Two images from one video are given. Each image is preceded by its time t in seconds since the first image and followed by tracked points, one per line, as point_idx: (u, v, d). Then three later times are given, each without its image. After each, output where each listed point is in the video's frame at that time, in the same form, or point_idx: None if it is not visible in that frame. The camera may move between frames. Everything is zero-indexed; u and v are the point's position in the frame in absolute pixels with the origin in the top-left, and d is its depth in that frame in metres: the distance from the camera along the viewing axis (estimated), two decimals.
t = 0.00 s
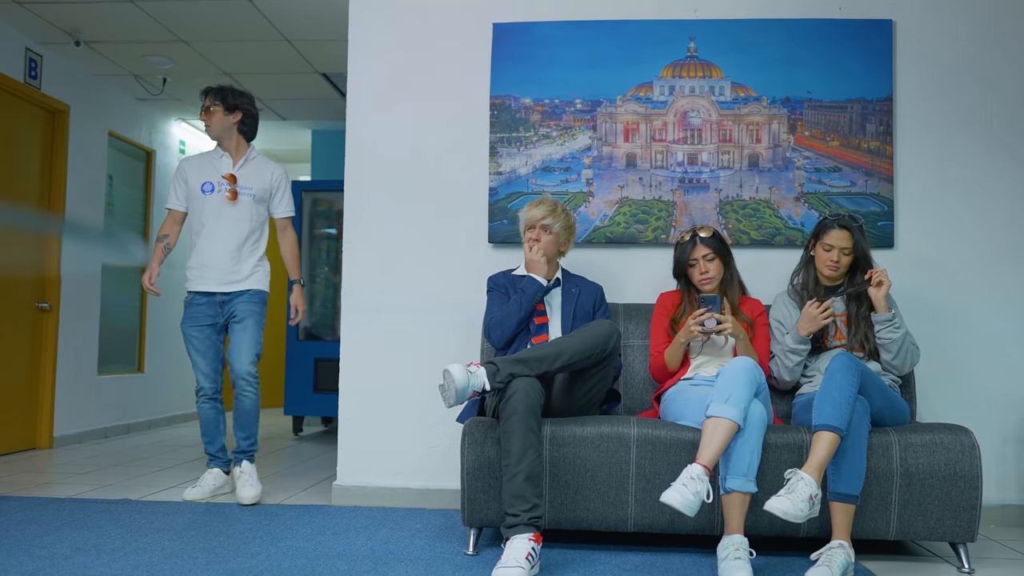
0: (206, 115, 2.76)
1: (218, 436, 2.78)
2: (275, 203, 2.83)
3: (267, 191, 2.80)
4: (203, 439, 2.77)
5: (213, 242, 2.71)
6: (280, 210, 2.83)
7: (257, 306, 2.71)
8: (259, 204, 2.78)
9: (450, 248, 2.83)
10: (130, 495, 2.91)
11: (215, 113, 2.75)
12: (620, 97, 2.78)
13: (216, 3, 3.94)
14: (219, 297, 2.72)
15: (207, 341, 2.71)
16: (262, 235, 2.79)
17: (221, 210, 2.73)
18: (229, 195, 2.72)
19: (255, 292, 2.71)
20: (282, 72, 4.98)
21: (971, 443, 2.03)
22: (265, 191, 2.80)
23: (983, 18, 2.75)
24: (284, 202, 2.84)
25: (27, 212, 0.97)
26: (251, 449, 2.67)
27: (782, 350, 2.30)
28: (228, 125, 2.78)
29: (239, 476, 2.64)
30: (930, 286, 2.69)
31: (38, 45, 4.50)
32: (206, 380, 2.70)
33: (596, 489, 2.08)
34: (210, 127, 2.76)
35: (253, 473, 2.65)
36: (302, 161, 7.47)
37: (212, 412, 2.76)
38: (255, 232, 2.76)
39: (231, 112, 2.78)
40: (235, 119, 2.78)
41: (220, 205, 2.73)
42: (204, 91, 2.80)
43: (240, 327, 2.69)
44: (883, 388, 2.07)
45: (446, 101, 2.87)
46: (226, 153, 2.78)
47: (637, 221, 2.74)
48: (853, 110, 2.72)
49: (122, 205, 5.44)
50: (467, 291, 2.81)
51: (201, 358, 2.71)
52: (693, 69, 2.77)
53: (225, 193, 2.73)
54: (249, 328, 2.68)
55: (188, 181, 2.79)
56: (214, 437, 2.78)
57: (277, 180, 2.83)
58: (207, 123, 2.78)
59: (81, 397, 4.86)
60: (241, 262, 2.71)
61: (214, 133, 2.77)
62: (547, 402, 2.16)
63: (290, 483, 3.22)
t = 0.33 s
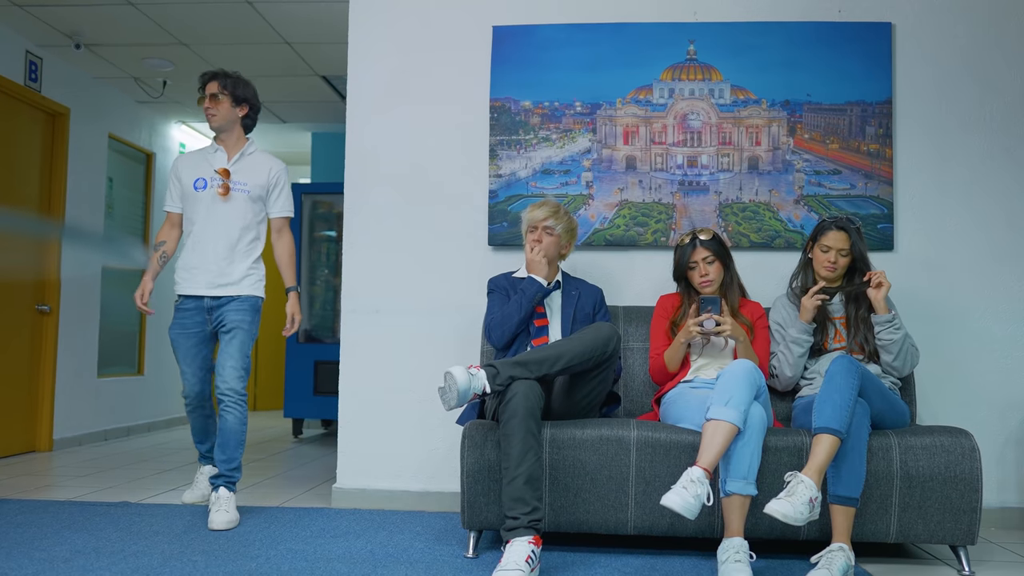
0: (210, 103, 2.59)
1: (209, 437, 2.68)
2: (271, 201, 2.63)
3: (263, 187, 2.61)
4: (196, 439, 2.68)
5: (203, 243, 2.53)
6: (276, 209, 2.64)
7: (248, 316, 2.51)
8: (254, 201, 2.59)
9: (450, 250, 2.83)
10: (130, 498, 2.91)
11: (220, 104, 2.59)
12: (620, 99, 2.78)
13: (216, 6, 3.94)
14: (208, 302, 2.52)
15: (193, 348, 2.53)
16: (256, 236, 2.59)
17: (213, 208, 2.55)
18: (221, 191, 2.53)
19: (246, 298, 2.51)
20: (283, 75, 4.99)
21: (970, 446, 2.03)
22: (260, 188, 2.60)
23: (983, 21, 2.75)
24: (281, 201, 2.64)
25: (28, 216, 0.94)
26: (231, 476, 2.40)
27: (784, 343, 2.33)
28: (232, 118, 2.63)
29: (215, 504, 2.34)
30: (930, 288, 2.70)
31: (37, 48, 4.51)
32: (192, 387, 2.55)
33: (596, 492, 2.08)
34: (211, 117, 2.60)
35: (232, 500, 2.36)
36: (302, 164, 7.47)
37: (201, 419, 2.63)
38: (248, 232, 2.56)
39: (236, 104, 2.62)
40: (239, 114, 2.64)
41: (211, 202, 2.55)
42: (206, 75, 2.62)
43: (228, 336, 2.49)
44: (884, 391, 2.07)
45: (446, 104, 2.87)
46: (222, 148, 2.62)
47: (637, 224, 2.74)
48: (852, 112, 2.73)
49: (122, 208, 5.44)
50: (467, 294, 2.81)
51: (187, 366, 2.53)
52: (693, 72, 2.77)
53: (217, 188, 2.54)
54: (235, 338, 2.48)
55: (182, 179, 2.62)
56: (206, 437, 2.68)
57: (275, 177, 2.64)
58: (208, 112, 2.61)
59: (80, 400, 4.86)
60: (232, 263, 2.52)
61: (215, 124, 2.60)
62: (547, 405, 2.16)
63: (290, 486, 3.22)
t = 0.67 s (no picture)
0: (224, 84, 2.38)
1: (176, 450, 2.30)
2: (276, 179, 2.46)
3: (265, 167, 2.44)
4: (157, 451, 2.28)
5: (207, 232, 2.36)
6: (283, 187, 2.45)
7: (249, 319, 2.38)
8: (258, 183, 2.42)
9: (451, 253, 2.83)
10: (130, 501, 2.91)
11: (236, 88, 2.40)
12: (620, 102, 2.79)
13: (216, 10, 3.95)
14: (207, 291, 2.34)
15: (185, 332, 2.29)
16: (260, 220, 2.43)
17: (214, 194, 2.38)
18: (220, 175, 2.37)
19: (248, 296, 2.39)
20: (283, 78, 4.99)
21: (971, 448, 2.02)
22: (264, 168, 2.44)
23: (982, 24, 2.75)
24: (286, 178, 2.47)
25: (28, 219, 0.93)
26: (230, 483, 2.38)
27: (780, 345, 2.32)
28: (241, 104, 2.45)
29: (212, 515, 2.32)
30: (930, 290, 2.70)
31: (37, 51, 4.51)
32: (172, 376, 2.25)
33: (596, 495, 2.08)
34: (222, 99, 2.39)
35: (230, 506, 2.34)
36: (302, 167, 7.49)
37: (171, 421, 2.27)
38: (252, 217, 2.41)
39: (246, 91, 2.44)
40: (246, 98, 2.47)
41: (213, 188, 2.38)
42: (220, 52, 2.40)
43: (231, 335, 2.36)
44: (884, 393, 2.07)
45: (446, 107, 2.87)
46: (219, 131, 2.45)
47: (637, 226, 2.75)
48: (852, 115, 2.73)
49: (122, 211, 5.44)
50: (467, 296, 2.81)
51: (173, 350, 2.27)
52: (693, 75, 2.77)
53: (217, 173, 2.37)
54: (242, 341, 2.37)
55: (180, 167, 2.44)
56: (170, 450, 2.29)
57: (277, 153, 2.46)
58: (216, 92, 2.39)
59: (80, 403, 4.86)
60: (241, 254, 2.38)
61: (223, 108, 2.40)
62: (547, 407, 2.16)
63: (290, 489, 3.22)
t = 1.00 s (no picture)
0: (233, 76, 2.29)
1: (191, 478, 2.09)
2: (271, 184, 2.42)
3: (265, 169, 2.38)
4: (169, 480, 2.07)
5: (209, 230, 2.22)
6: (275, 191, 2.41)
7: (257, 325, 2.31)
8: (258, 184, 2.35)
9: (451, 255, 2.83)
10: (130, 504, 2.90)
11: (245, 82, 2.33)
12: (620, 105, 2.79)
13: (216, 12, 3.95)
14: (213, 297, 2.21)
15: (196, 345, 2.15)
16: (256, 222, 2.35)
17: (217, 190, 2.25)
18: (225, 169, 2.25)
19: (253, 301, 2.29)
20: (283, 81, 4.99)
21: (971, 451, 2.02)
22: (264, 169, 2.38)
23: (982, 27, 2.76)
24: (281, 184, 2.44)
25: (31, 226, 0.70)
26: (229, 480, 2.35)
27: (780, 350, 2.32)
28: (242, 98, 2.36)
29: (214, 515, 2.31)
30: (929, 293, 2.70)
31: (38, 54, 4.51)
32: (190, 393, 2.10)
33: (596, 498, 2.07)
34: (229, 92, 2.29)
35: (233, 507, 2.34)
36: (302, 169, 7.49)
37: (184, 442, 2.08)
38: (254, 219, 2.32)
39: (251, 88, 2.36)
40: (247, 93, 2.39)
41: (215, 183, 2.25)
42: (232, 43, 2.30)
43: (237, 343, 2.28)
44: (884, 396, 2.07)
45: (446, 109, 2.87)
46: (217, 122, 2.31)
47: (637, 229, 2.75)
48: (852, 118, 2.73)
49: (122, 213, 5.45)
50: (467, 299, 2.81)
51: (185, 364, 2.12)
52: (692, 78, 2.78)
53: (221, 167, 2.25)
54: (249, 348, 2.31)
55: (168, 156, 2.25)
56: (186, 477, 2.08)
57: (276, 157, 2.43)
58: (223, 83, 2.29)
59: (80, 406, 4.85)
60: (244, 256, 2.27)
61: (227, 100, 2.30)
62: (547, 410, 2.16)
63: (290, 492, 3.22)
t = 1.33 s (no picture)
0: (249, 64, 2.16)
1: (189, 484, 2.05)
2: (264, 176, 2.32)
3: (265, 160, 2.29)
4: (167, 487, 2.02)
5: (219, 223, 2.10)
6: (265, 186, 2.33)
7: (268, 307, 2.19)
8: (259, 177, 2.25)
9: (451, 258, 2.83)
10: (129, 507, 2.90)
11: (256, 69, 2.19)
12: (620, 108, 2.79)
13: (216, 15, 3.96)
14: (219, 295, 2.09)
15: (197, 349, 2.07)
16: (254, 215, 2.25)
17: (227, 181, 2.13)
18: (238, 161, 2.15)
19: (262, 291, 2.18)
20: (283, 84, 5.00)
21: (971, 454, 2.02)
22: (263, 161, 2.28)
23: (982, 30, 2.76)
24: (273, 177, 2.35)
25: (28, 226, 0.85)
26: (247, 488, 2.16)
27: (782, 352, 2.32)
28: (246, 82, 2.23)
29: (244, 532, 2.10)
30: (929, 296, 2.70)
31: (38, 57, 4.52)
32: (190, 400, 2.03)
33: (596, 501, 2.07)
34: (242, 81, 2.17)
35: (258, 523, 2.15)
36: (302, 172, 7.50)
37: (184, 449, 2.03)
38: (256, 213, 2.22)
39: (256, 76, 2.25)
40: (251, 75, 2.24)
41: (226, 173, 2.13)
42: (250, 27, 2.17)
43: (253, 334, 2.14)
44: (884, 399, 2.07)
45: (446, 112, 2.88)
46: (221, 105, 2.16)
47: (637, 232, 2.75)
48: (852, 121, 2.73)
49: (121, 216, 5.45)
50: (467, 302, 2.81)
51: (184, 372, 2.04)
52: (692, 81, 2.78)
53: (234, 158, 2.15)
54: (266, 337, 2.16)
55: (171, 135, 2.06)
56: (185, 485, 2.04)
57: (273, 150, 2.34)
58: (237, 67, 2.15)
59: (79, 409, 4.85)
60: (250, 251, 2.16)
61: (236, 88, 2.17)
62: (547, 413, 2.16)
63: (290, 495, 3.22)
